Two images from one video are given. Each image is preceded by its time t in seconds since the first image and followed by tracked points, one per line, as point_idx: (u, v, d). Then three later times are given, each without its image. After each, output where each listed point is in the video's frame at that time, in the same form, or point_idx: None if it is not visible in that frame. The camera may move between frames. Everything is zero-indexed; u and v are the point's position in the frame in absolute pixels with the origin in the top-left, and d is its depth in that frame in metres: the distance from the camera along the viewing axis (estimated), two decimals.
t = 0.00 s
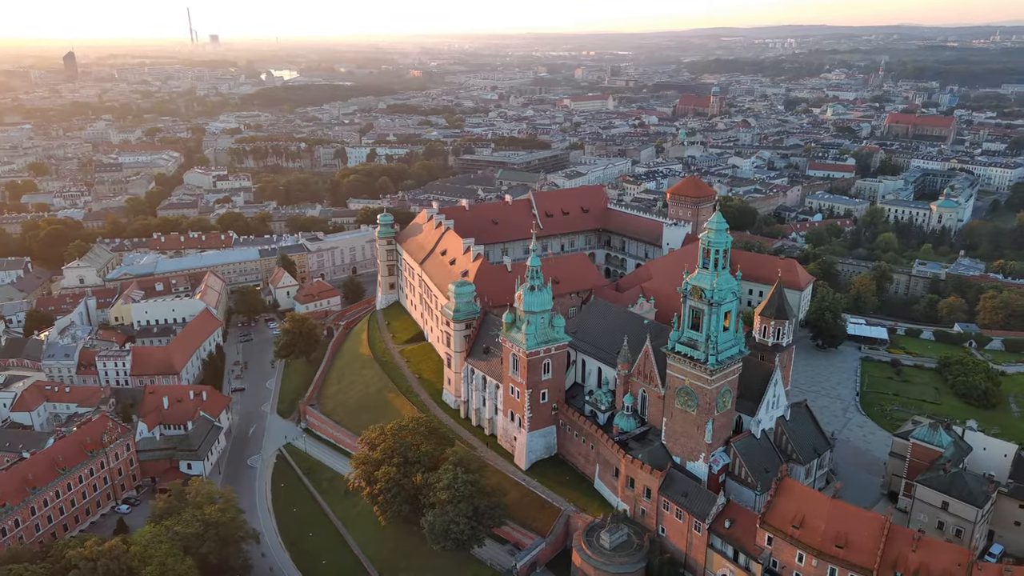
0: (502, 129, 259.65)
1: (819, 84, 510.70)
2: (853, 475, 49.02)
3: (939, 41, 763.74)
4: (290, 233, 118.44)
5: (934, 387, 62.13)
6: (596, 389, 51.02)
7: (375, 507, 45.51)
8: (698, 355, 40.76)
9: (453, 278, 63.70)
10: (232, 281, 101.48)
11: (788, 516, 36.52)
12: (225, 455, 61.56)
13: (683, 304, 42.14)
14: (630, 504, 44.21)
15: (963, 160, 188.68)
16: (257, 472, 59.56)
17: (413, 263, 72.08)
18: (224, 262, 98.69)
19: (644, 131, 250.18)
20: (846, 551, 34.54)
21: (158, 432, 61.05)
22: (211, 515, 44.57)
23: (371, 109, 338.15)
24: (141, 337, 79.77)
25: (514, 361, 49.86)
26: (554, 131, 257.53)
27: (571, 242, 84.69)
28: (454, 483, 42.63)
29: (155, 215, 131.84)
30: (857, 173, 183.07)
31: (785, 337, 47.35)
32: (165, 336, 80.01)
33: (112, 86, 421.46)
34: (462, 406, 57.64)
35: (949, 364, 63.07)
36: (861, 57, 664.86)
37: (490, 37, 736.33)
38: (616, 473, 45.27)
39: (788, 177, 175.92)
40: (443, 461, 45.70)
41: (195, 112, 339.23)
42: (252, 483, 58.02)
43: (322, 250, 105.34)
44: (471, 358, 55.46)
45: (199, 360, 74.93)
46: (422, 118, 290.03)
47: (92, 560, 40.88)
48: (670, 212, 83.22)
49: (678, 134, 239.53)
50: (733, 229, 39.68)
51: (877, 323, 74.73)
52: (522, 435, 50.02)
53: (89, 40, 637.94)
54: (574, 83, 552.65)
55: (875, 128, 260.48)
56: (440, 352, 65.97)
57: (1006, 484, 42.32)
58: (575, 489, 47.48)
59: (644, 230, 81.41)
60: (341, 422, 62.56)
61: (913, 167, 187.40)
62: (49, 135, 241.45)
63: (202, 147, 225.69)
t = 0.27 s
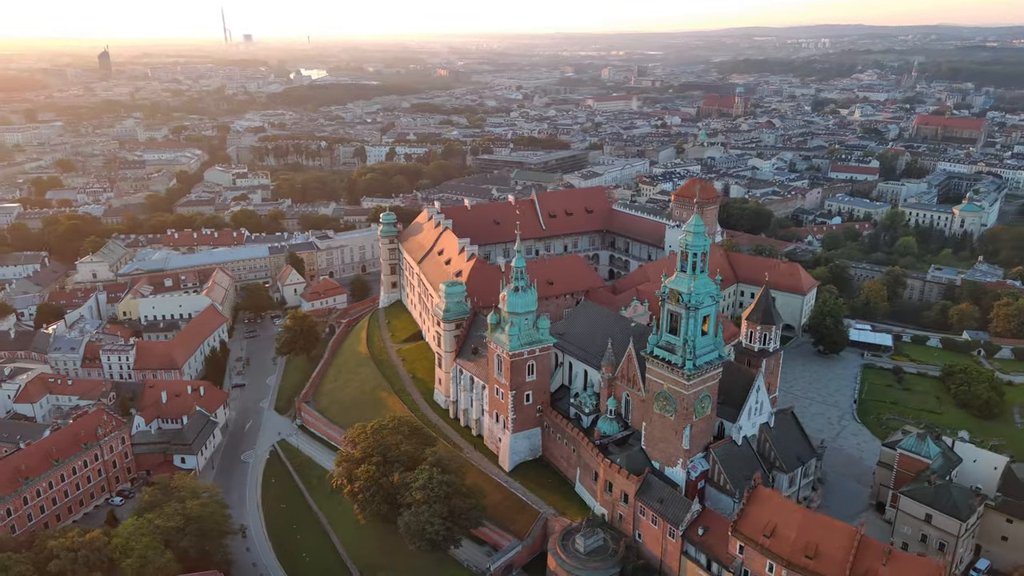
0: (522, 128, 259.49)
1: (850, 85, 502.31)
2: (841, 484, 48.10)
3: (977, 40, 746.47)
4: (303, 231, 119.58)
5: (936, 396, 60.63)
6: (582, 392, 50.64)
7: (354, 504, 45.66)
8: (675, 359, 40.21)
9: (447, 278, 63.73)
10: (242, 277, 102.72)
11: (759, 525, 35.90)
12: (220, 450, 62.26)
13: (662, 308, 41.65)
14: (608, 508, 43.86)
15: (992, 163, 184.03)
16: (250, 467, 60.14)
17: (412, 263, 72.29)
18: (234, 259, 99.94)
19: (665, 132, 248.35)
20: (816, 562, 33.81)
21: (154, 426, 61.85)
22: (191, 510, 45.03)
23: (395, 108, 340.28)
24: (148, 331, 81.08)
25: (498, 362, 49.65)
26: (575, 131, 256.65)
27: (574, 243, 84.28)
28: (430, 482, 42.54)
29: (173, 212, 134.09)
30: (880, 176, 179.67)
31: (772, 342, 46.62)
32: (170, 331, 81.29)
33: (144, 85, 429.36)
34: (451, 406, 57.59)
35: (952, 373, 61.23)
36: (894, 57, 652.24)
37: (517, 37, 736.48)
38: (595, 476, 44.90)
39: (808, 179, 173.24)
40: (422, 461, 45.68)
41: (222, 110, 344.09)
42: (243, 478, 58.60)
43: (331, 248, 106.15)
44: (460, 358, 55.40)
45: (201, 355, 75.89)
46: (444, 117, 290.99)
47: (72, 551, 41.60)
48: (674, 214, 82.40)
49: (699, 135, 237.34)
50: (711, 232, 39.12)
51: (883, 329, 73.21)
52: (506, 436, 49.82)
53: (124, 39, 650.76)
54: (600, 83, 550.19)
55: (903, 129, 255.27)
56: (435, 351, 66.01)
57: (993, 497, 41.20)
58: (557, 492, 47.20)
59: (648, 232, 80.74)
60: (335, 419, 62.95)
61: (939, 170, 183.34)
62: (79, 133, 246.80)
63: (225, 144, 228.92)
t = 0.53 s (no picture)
0: (543, 129, 258.98)
1: (882, 86, 493.04)
2: (829, 493, 47.23)
3: (1016, 40, 728.01)
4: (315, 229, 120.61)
5: (938, 405, 59.19)
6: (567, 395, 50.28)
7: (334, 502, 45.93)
8: (651, 363, 39.77)
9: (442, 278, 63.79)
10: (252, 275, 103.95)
11: (729, 533, 35.34)
12: (215, 445, 63.07)
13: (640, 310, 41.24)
14: (586, 512, 43.57)
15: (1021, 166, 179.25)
16: (243, 463, 60.79)
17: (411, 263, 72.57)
18: (244, 256, 101.22)
19: (687, 133, 246.15)
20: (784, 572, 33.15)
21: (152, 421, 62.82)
22: (174, 504, 45.59)
23: (419, 107, 341.93)
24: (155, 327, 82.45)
25: (483, 363, 49.48)
26: (597, 131, 255.49)
27: (578, 244, 83.92)
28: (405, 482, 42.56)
29: (192, 209, 136.18)
30: (905, 179, 175.96)
31: (758, 347, 45.99)
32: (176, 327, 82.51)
33: (176, 84, 436.81)
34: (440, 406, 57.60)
35: (955, 381, 59.77)
36: (929, 57, 638.68)
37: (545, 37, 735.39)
38: (574, 480, 44.59)
39: (830, 181, 170.31)
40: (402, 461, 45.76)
41: (249, 109, 348.79)
42: (236, 474, 59.27)
43: (341, 246, 106.94)
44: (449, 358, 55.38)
45: (205, 351, 76.85)
46: (466, 117, 291.56)
47: (55, 541, 42.39)
48: (678, 216, 81.58)
49: (722, 136, 234.77)
50: (689, 236, 38.59)
51: (889, 336, 71.84)
52: (490, 438, 49.72)
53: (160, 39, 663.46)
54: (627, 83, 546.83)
55: (933, 132, 249.77)
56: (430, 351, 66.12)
57: (980, 511, 40.06)
58: (537, 494, 46.99)
59: (650, 233, 80.04)
60: (329, 417, 63.37)
61: (966, 173, 179.09)
62: (109, 131, 251.93)
63: (249, 143, 231.92)
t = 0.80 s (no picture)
0: (565, 129, 258.08)
1: (915, 86, 482.93)
2: (815, 503, 46.29)
3: None
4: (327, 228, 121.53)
5: (939, 415, 57.63)
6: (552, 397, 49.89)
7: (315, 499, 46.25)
8: (626, 366, 39.34)
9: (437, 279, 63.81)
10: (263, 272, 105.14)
11: (697, 541, 34.81)
12: (211, 441, 63.89)
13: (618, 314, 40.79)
14: (563, 516, 43.32)
15: None
16: (238, 458, 61.47)
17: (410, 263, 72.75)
18: (254, 254, 102.46)
19: (710, 134, 243.60)
20: None
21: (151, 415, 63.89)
22: (158, 498, 46.23)
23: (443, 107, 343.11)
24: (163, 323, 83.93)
25: (467, 364, 49.27)
26: (619, 132, 254.03)
27: (581, 245, 83.44)
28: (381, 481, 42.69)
29: (209, 206, 138.15)
30: (931, 182, 171.98)
31: (743, 352, 45.22)
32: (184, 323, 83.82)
33: (207, 83, 443.44)
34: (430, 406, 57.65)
35: (958, 391, 58.14)
36: (966, 57, 624.07)
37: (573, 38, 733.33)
38: (552, 483, 44.32)
39: (852, 184, 167.17)
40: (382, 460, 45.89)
41: (276, 108, 353.11)
42: (229, 469, 59.95)
43: (351, 245, 107.67)
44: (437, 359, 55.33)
45: (210, 346, 77.95)
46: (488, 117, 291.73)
47: (40, 532, 43.23)
48: (683, 218, 80.69)
49: (745, 138, 231.88)
50: (665, 239, 38.05)
51: (895, 343, 70.23)
52: (473, 439, 49.62)
53: (193, 39, 674.54)
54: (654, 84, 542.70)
55: (964, 134, 243.77)
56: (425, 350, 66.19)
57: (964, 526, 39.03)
58: (517, 497, 46.82)
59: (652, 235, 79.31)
60: (323, 414, 63.81)
61: (994, 176, 174.54)
62: (138, 129, 256.67)
63: (272, 142, 234.71)
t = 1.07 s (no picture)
0: (586, 130, 256.77)
1: (950, 88, 472.07)
2: (798, 512, 45.44)
3: None
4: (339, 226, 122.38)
5: (938, 425, 56.19)
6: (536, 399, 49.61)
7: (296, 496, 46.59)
8: (600, 369, 39.00)
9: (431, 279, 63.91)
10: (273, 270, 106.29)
11: (663, 549, 34.33)
12: (207, 436, 64.74)
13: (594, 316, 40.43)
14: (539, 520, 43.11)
15: None
16: (232, 454, 62.14)
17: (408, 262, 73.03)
18: (265, 252, 103.67)
19: (733, 135, 240.65)
20: None
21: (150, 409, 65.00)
22: (143, 491, 46.87)
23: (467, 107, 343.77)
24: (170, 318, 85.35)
25: (451, 364, 49.17)
26: (640, 132, 252.18)
27: (585, 247, 83.03)
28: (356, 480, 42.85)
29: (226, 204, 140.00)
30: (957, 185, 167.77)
31: (726, 358, 44.52)
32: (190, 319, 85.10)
33: (236, 82, 449.56)
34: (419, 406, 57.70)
35: (959, 401, 56.64)
36: (1005, 58, 608.02)
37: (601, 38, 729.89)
38: (529, 486, 44.12)
39: (875, 187, 163.81)
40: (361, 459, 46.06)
41: (302, 107, 356.85)
42: (222, 464, 60.64)
43: (360, 244, 108.35)
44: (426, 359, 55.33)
45: (214, 342, 79.04)
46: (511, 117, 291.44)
47: (25, 523, 44.18)
48: (687, 221, 79.91)
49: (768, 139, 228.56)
50: (638, 242, 37.59)
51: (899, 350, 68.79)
52: (456, 439, 49.58)
53: (226, 39, 685.09)
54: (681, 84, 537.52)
55: (996, 137, 237.49)
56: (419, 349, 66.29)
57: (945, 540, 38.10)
58: (497, 499, 46.65)
59: (656, 237, 78.68)
60: (317, 411, 64.28)
61: None
62: (165, 127, 261.04)
63: (295, 140, 237.20)
